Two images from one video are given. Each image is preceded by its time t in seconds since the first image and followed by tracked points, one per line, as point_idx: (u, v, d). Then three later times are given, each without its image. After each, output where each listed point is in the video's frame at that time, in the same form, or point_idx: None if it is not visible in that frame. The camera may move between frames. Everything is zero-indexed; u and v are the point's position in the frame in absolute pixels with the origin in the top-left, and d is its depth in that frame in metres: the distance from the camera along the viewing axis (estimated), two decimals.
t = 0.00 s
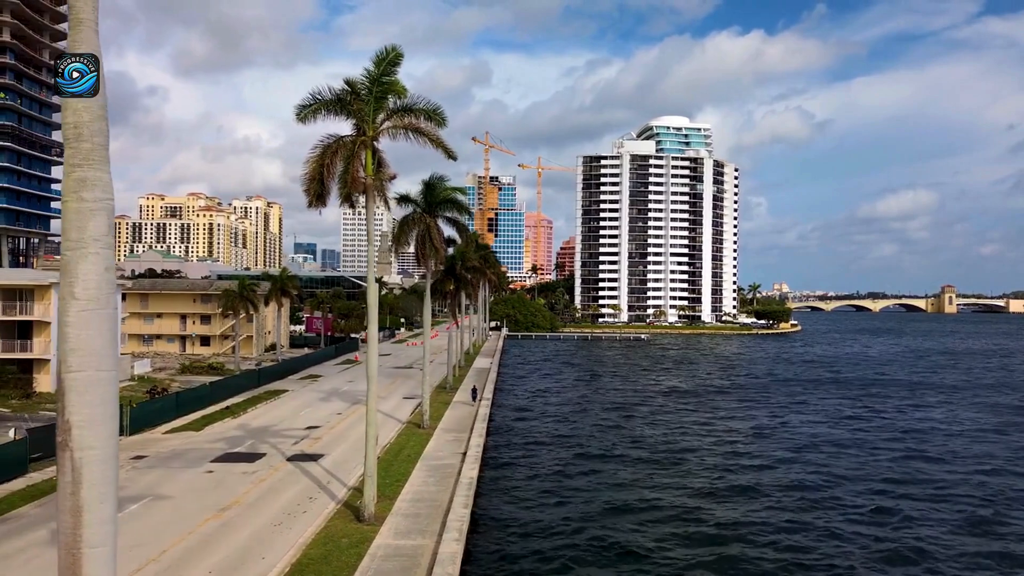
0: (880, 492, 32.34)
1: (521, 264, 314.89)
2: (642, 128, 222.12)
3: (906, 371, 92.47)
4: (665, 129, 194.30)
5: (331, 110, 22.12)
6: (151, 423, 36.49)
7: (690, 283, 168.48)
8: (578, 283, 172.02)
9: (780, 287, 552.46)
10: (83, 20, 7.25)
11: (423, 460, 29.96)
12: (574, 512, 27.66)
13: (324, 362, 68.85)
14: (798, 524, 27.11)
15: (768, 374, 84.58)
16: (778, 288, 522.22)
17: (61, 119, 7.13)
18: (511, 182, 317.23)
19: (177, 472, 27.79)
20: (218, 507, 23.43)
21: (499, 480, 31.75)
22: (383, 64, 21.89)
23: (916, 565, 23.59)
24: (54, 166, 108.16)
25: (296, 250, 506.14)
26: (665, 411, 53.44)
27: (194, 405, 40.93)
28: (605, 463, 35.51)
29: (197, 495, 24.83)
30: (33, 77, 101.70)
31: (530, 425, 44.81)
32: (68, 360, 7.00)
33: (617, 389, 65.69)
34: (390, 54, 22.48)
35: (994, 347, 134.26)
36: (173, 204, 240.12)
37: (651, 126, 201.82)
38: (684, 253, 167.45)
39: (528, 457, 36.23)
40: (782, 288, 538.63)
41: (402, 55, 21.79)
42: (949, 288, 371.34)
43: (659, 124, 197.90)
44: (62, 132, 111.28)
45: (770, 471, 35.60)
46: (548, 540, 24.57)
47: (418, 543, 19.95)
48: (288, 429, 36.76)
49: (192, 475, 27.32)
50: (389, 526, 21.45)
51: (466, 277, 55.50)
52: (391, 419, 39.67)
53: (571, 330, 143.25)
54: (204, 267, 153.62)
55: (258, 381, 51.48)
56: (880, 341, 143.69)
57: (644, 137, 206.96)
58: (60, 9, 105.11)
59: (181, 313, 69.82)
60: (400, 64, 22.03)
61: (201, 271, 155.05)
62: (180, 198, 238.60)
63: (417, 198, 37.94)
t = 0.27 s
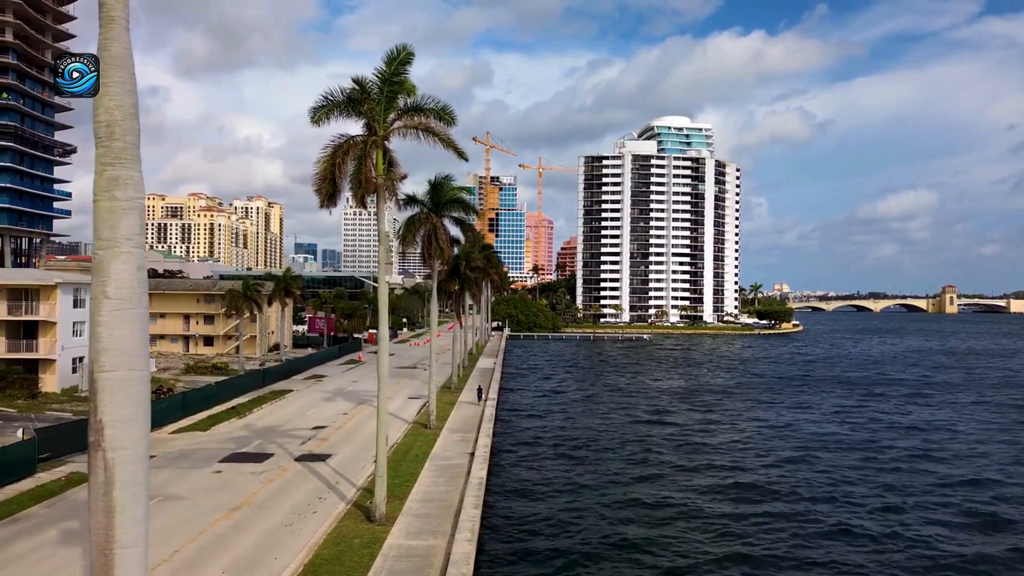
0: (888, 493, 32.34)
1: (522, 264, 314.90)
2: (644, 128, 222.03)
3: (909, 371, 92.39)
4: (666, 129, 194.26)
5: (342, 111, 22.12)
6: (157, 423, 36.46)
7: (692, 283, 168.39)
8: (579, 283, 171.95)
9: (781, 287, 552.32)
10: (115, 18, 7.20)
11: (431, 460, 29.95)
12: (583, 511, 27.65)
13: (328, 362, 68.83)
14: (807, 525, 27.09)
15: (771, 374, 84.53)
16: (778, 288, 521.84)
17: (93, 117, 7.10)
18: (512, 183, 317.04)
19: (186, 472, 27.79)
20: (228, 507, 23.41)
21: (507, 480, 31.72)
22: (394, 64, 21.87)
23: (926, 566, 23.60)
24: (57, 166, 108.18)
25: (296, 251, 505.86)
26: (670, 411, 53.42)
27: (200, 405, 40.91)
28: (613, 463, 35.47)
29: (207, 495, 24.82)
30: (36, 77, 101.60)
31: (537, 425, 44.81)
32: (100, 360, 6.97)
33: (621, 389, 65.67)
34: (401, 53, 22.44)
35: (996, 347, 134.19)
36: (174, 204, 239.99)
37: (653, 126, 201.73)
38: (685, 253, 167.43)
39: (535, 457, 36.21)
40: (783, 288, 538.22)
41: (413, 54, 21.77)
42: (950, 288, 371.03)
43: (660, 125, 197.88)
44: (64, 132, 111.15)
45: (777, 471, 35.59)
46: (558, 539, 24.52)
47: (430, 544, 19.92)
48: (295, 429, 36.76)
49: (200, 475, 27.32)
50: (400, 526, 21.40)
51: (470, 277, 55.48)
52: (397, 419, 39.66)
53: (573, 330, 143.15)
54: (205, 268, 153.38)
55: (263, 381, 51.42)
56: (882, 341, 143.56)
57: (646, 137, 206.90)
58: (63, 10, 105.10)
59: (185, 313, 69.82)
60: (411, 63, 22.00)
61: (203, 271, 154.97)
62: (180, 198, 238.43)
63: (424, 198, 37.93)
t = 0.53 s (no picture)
0: (896, 494, 32.30)
1: (523, 264, 314.65)
2: (645, 129, 221.87)
3: (912, 371, 92.34)
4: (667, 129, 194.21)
5: (355, 111, 22.14)
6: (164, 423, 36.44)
7: (694, 283, 168.31)
8: (581, 283, 171.95)
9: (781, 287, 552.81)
10: (147, 17, 7.16)
11: (440, 460, 29.94)
12: (593, 512, 27.68)
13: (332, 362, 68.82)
14: (816, 526, 27.08)
15: (774, 374, 84.64)
16: (779, 288, 522.17)
17: (126, 117, 7.09)
18: (513, 183, 316.91)
19: (194, 472, 27.81)
20: (239, 507, 23.43)
21: (515, 481, 31.73)
22: (406, 63, 21.87)
23: (935, 568, 23.63)
24: (59, 167, 108.31)
25: (297, 250, 506.61)
26: (675, 410, 53.42)
27: (206, 405, 40.92)
28: (620, 463, 35.47)
29: (217, 495, 24.86)
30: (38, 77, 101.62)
31: (543, 425, 44.83)
32: (134, 360, 6.96)
33: (624, 389, 65.63)
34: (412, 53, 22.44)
35: (998, 346, 134.15)
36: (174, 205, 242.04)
37: (654, 126, 201.59)
38: (687, 253, 167.39)
39: (542, 457, 36.25)
40: (783, 288, 538.36)
41: (424, 54, 21.77)
42: (951, 288, 370.66)
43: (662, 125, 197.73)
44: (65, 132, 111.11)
45: (784, 472, 35.60)
46: (569, 541, 24.55)
47: (443, 544, 19.91)
48: (302, 429, 36.79)
49: (209, 475, 27.34)
50: (412, 527, 21.37)
51: (475, 277, 55.47)
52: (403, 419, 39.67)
53: (574, 330, 143.13)
54: (207, 268, 153.30)
55: (267, 381, 51.41)
56: (884, 341, 143.43)
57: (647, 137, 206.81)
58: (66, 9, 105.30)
59: (188, 313, 69.75)
60: (423, 63, 21.99)
61: (204, 271, 155.09)
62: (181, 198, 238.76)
63: (430, 198, 37.93)
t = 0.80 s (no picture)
0: (904, 493, 32.25)
1: (524, 264, 314.66)
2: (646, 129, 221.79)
3: (915, 370, 92.27)
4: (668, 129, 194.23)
5: (366, 112, 22.13)
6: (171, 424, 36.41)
7: (695, 283, 168.32)
8: (583, 283, 171.96)
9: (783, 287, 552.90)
10: (180, 17, 7.15)
11: (448, 460, 29.93)
12: (602, 512, 27.66)
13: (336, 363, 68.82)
14: (825, 526, 27.04)
15: (777, 374, 84.57)
16: (779, 288, 522.21)
17: (160, 118, 7.08)
18: (513, 183, 316.89)
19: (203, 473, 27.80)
20: (249, 507, 23.42)
21: (523, 481, 31.73)
22: (418, 64, 21.86)
23: (945, 567, 23.63)
24: (62, 167, 108.40)
25: (297, 251, 506.94)
26: (679, 411, 53.43)
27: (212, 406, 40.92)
28: (627, 463, 35.47)
29: (227, 495, 24.86)
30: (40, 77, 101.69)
31: (548, 426, 44.82)
32: (168, 361, 6.96)
33: (628, 389, 65.67)
34: (424, 53, 22.45)
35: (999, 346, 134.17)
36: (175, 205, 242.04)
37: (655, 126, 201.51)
38: (688, 254, 167.40)
39: (549, 457, 36.25)
40: (783, 288, 538.40)
41: (436, 54, 21.77)
42: (952, 288, 370.60)
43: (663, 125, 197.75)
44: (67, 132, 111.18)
45: (791, 472, 35.58)
46: (579, 541, 24.52)
47: (455, 545, 19.89)
48: (308, 429, 36.78)
49: (218, 476, 27.34)
50: (423, 527, 21.34)
51: (479, 277, 55.45)
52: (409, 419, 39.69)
53: (576, 330, 143.10)
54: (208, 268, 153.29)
55: (272, 382, 51.40)
56: (886, 340, 143.40)
57: (649, 137, 206.84)
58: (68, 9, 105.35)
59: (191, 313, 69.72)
60: (435, 63, 22.00)
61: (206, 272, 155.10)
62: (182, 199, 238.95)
63: (437, 199, 37.88)
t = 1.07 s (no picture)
0: (912, 493, 32.20)
1: (525, 264, 314.71)
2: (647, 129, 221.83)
3: (918, 370, 92.22)
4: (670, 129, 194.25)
5: (377, 112, 22.13)
6: (177, 424, 36.41)
7: (697, 283, 168.31)
8: (584, 284, 171.94)
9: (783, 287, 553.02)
10: (212, 18, 7.15)
11: (456, 461, 29.91)
12: (611, 513, 27.66)
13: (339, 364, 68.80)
14: (834, 526, 27.03)
15: (781, 374, 84.57)
16: (780, 288, 522.31)
17: (193, 119, 7.07)
18: (514, 183, 316.90)
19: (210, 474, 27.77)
20: (259, 508, 23.41)
21: (532, 483, 31.69)
22: (430, 65, 21.84)
23: (956, 566, 23.62)
24: (64, 168, 108.38)
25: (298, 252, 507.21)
26: (684, 411, 53.42)
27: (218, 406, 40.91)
28: (634, 464, 35.46)
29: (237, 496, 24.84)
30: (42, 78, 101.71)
31: (554, 426, 44.82)
32: (200, 362, 6.94)
33: (632, 389, 65.69)
34: (435, 54, 22.45)
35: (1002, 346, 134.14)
36: (176, 206, 242.02)
37: (656, 126, 201.47)
38: (690, 254, 167.36)
39: (556, 458, 36.23)
40: (784, 288, 538.33)
41: (448, 56, 21.76)
42: (953, 288, 370.60)
43: (664, 125, 197.80)
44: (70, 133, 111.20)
45: (798, 471, 35.59)
46: (589, 541, 24.51)
47: (467, 545, 19.88)
48: (315, 430, 36.79)
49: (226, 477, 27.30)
50: (434, 528, 21.34)
51: (483, 277, 55.46)
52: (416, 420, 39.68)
53: (578, 330, 143.08)
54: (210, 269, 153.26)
55: (277, 382, 51.44)
56: (889, 340, 143.33)
57: (650, 137, 206.86)
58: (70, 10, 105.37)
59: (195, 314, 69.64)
60: (446, 65, 22.00)
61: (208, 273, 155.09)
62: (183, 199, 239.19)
63: (443, 200, 37.85)
